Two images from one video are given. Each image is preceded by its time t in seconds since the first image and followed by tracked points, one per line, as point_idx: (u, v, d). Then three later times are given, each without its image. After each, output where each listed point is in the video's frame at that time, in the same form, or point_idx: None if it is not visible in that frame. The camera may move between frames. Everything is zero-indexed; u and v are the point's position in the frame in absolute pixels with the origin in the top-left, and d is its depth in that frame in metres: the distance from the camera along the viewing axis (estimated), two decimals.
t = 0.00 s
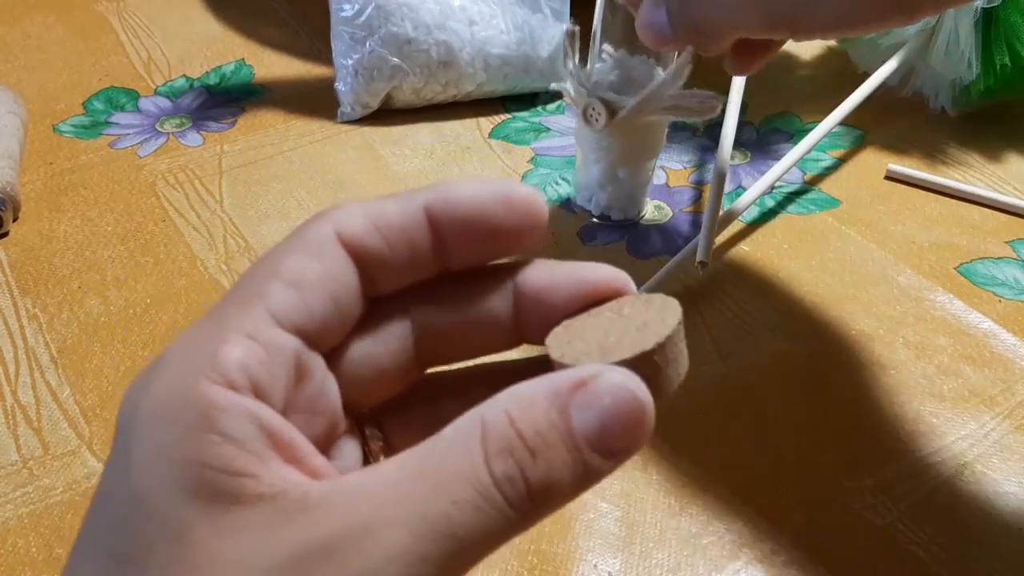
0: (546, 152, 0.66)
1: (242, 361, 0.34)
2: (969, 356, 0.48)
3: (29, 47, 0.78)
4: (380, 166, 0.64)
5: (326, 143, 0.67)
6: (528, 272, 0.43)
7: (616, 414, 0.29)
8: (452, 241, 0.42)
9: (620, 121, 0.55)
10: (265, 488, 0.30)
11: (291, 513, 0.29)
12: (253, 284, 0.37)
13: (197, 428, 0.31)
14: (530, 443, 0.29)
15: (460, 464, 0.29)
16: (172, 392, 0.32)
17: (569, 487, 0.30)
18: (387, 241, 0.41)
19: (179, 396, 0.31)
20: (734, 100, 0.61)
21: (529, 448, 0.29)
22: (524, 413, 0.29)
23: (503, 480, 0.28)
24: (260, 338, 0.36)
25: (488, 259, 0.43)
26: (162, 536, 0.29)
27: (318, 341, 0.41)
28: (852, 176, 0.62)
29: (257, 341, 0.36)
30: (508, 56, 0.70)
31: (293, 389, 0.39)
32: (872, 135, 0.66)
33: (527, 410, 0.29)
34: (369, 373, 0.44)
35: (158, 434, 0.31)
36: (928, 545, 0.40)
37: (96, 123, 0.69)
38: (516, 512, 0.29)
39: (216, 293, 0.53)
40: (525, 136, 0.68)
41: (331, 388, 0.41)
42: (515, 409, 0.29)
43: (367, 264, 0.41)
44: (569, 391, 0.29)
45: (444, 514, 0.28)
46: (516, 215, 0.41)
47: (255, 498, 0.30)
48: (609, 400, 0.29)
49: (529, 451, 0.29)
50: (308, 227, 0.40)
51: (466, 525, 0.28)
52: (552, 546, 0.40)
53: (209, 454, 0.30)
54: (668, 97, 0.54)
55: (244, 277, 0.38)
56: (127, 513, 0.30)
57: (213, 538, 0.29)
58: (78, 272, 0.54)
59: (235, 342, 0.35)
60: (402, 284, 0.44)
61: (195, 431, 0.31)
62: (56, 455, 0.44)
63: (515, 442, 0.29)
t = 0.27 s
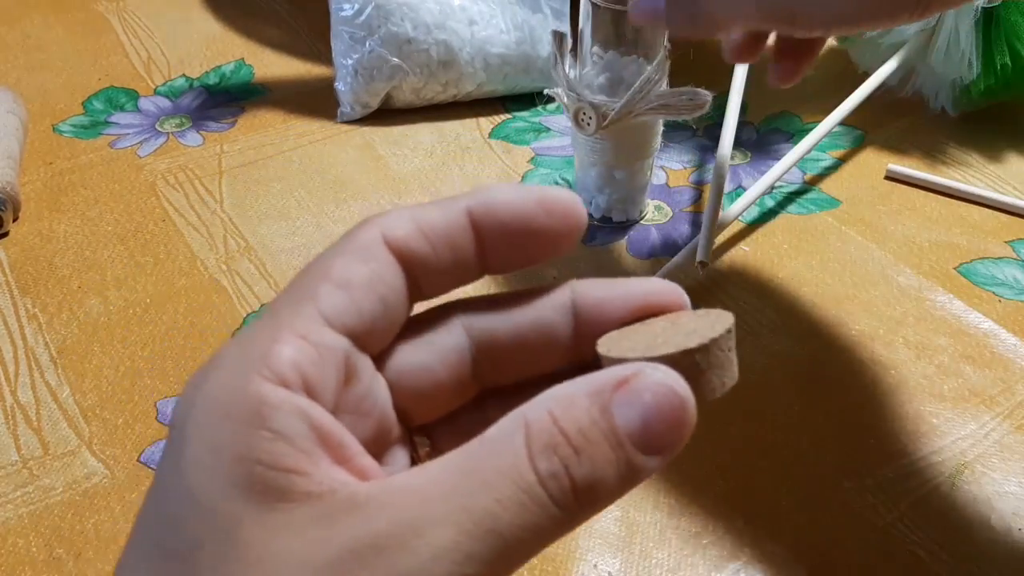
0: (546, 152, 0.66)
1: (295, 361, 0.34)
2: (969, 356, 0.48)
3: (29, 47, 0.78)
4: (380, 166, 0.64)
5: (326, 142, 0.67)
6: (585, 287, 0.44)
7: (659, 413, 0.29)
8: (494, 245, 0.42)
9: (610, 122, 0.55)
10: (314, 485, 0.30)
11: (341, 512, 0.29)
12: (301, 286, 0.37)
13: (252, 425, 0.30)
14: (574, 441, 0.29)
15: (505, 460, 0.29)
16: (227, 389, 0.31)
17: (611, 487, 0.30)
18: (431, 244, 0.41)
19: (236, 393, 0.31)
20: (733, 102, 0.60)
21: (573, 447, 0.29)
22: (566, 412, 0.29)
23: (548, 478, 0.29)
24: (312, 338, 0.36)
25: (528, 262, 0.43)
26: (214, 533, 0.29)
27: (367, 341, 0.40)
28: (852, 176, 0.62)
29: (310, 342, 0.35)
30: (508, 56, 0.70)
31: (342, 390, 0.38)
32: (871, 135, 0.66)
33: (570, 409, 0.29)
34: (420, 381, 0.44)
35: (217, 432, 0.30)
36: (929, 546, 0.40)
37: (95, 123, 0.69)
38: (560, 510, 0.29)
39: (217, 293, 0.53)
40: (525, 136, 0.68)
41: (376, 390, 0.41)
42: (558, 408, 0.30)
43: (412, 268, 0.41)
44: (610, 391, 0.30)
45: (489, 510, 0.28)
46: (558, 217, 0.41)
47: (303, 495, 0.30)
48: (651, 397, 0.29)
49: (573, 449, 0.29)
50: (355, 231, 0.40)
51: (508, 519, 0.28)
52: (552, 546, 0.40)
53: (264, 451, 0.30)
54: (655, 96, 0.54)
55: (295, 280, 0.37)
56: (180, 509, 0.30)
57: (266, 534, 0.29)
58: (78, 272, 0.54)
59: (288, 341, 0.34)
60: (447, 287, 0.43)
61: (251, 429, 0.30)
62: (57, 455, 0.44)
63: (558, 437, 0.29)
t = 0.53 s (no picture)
0: (546, 152, 0.66)
1: (255, 340, 0.34)
2: (969, 356, 0.48)
3: (29, 47, 0.78)
4: (380, 166, 0.64)
5: (326, 142, 0.67)
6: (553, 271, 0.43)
7: (633, 382, 0.28)
8: (437, 228, 0.42)
9: (610, 122, 0.55)
10: (275, 467, 0.29)
11: (304, 496, 0.28)
12: (255, 272, 0.38)
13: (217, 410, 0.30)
14: (550, 415, 0.28)
15: (476, 441, 0.28)
16: (188, 373, 0.31)
17: (588, 461, 0.29)
18: (372, 228, 0.41)
19: (194, 373, 0.31)
20: (732, 104, 0.60)
21: (548, 422, 0.28)
22: (541, 387, 0.28)
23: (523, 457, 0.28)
24: (269, 318, 0.36)
25: (469, 240, 0.43)
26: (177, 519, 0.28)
27: (322, 322, 0.40)
28: (852, 176, 0.62)
29: (266, 320, 0.36)
30: (508, 56, 0.70)
31: (304, 371, 0.38)
32: (871, 135, 0.66)
33: (546, 383, 0.29)
34: (390, 368, 0.44)
35: (172, 411, 0.30)
36: (930, 547, 0.40)
37: (95, 123, 0.69)
38: (537, 485, 0.28)
39: (217, 293, 0.53)
40: (525, 136, 0.68)
41: (338, 373, 0.41)
42: (535, 385, 0.29)
43: (358, 253, 0.41)
44: (582, 365, 0.29)
45: (464, 491, 0.27)
46: (490, 192, 0.41)
47: (267, 477, 0.29)
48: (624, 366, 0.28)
49: (548, 423, 0.28)
50: (297, 223, 0.40)
51: (485, 501, 0.27)
52: (553, 545, 0.40)
53: (227, 432, 0.30)
54: (656, 96, 0.55)
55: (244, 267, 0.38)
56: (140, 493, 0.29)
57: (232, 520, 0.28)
58: (78, 272, 0.54)
59: (247, 322, 0.35)
60: (393, 270, 0.43)
61: (210, 407, 0.30)
62: (57, 456, 0.44)
63: (536, 414, 0.28)
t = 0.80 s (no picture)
0: (546, 152, 0.66)
1: (291, 358, 0.32)
2: (969, 356, 0.48)
3: (29, 47, 0.78)
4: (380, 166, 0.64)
5: (326, 142, 0.67)
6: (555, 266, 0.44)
7: (686, 437, 0.30)
8: (437, 204, 0.42)
9: (610, 122, 0.55)
10: (337, 498, 0.29)
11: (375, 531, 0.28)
12: (269, 274, 0.34)
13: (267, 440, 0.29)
14: (609, 468, 0.29)
15: (540, 487, 0.29)
16: (229, 400, 0.29)
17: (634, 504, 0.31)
18: (379, 209, 0.40)
19: (235, 406, 0.29)
20: (732, 103, 0.60)
21: (609, 475, 0.29)
22: (602, 436, 0.29)
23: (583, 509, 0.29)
24: (299, 329, 0.33)
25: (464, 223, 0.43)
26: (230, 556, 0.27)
27: (341, 320, 0.38)
28: (852, 176, 0.62)
29: (296, 332, 0.33)
30: (508, 56, 0.70)
31: (333, 375, 0.36)
32: (871, 135, 0.66)
33: (605, 430, 0.30)
34: (392, 354, 0.43)
35: (219, 446, 0.28)
36: (930, 546, 0.40)
37: (95, 123, 0.69)
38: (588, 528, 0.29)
39: (217, 293, 0.53)
40: (525, 136, 0.68)
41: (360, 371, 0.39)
42: (594, 432, 0.30)
43: (365, 237, 0.40)
44: (639, 415, 0.30)
45: (530, 541, 0.28)
46: (499, 178, 0.41)
47: (326, 512, 0.28)
48: (681, 422, 0.30)
49: (608, 478, 0.29)
50: (303, 204, 0.38)
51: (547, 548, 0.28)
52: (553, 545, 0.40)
53: (281, 466, 0.28)
54: (656, 96, 0.55)
55: (255, 266, 0.34)
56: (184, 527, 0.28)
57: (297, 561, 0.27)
58: (78, 273, 0.54)
59: (278, 337, 0.32)
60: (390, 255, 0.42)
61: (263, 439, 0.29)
62: (57, 455, 0.44)
63: (597, 467, 0.29)
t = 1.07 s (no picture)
0: (546, 152, 0.66)
1: (319, 361, 0.31)
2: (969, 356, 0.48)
3: (29, 46, 0.78)
4: (380, 166, 0.64)
5: (326, 142, 0.67)
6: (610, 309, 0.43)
7: (710, 449, 0.30)
8: (480, 217, 0.40)
9: (609, 122, 0.56)
10: (364, 498, 0.29)
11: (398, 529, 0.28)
12: (297, 281, 0.33)
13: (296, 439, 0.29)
14: (622, 469, 0.30)
15: (561, 487, 0.29)
16: (257, 398, 0.29)
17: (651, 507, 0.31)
18: (423, 222, 0.39)
19: (258, 407, 0.29)
20: (732, 103, 0.60)
21: (621, 475, 0.30)
22: (616, 435, 0.30)
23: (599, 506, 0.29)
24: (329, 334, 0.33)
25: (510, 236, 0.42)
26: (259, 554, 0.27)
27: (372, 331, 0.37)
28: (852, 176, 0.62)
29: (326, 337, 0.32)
30: (508, 56, 0.70)
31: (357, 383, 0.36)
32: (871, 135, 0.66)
33: (621, 431, 0.30)
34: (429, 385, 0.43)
35: (241, 445, 0.28)
36: (930, 547, 0.39)
37: (95, 123, 0.69)
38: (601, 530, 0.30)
39: (217, 293, 0.53)
40: (526, 136, 0.68)
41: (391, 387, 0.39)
42: (609, 432, 0.30)
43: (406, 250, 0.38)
44: (663, 421, 0.30)
45: (551, 536, 0.28)
46: (546, 194, 0.40)
47: (353, 511, 0.29)
48: (707, 434, 0.30)
49: (621, 478, 0.30)
50: (343, 212, 0.36)
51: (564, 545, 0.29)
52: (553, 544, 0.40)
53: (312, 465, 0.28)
54: (656, 96, 0.55)
55: (285, 273, 0.34)
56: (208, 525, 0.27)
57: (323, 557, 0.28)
58: (78, 273, 0.54)
59: (308, 340, 0.31)
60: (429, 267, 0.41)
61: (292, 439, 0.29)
62: (58, 455, 0.44)
63: (611, 464, 0.30)
